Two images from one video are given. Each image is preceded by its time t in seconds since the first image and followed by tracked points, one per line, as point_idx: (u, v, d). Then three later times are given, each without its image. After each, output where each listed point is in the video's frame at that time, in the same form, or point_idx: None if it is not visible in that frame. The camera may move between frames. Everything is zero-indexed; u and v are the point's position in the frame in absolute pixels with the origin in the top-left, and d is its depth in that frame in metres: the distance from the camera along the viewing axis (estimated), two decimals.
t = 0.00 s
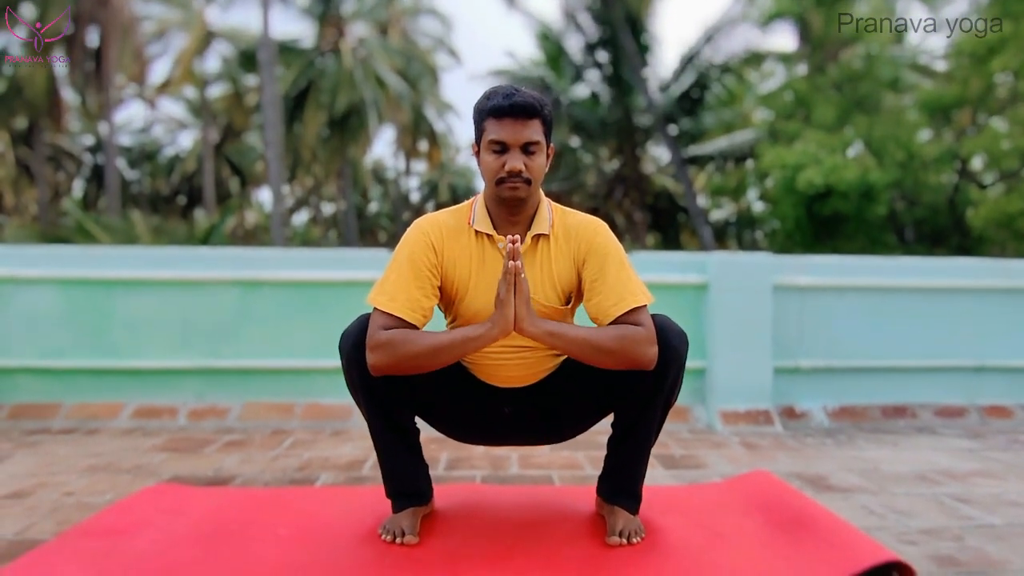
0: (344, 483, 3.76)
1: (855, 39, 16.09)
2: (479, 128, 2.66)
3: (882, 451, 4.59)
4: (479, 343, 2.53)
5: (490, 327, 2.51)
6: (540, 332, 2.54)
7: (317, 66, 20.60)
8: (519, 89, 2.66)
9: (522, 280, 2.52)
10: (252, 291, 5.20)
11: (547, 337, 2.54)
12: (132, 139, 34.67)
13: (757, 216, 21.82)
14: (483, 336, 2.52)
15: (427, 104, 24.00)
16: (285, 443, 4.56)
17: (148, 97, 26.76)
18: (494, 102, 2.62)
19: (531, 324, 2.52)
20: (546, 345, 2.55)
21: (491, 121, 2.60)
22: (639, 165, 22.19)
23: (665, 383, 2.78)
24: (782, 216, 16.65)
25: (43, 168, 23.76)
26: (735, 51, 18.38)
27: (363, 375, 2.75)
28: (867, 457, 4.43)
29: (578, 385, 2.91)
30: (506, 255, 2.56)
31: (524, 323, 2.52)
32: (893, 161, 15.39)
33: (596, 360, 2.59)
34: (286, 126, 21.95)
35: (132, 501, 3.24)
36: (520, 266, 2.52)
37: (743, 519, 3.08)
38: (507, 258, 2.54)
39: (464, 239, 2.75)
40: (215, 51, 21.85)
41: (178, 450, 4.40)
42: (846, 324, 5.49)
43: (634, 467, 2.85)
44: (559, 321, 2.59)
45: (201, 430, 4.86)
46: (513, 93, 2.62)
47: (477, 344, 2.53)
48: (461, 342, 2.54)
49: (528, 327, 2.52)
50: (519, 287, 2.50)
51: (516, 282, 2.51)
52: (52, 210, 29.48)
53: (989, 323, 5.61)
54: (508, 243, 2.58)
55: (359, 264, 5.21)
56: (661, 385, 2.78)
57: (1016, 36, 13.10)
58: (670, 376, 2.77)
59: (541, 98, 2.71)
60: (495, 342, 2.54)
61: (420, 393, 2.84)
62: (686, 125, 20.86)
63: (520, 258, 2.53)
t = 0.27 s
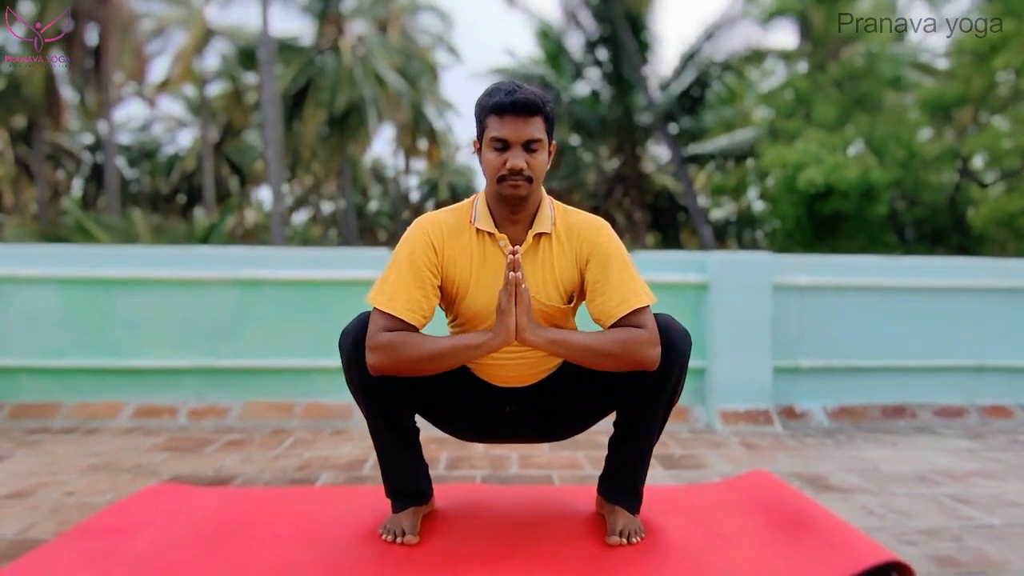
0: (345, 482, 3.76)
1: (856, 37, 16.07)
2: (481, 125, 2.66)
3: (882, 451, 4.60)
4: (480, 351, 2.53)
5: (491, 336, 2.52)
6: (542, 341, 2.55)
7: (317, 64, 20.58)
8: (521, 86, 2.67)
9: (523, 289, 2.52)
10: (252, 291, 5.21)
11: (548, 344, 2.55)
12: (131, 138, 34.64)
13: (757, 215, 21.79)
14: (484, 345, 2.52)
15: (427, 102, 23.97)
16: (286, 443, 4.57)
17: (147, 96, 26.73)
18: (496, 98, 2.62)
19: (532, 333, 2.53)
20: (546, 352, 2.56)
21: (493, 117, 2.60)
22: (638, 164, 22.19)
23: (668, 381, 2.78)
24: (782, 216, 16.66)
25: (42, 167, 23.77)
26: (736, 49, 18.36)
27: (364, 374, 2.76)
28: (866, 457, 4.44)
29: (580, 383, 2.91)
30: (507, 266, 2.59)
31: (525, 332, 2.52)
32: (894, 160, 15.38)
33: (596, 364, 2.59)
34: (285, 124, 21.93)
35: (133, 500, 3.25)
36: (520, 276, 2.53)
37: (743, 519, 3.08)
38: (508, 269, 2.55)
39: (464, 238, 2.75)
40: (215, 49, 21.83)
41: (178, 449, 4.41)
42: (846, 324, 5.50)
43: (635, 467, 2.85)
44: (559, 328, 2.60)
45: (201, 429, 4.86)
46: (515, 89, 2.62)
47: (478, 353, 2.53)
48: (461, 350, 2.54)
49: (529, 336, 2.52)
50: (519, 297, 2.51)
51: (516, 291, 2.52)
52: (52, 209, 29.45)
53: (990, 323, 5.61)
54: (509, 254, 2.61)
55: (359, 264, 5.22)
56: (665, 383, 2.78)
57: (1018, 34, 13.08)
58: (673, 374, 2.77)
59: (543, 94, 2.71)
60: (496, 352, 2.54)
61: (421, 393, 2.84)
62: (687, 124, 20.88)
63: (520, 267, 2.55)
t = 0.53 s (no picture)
0: (345, 479, 3.78)
1: (857, 34, 16.01)
2: (483, 120, 2.67)
3: (881, 449, 4.60)
4: (480, 356, 2.55)
5: (492, 343, 2.53)
6: (542, 347, 2.56)
7: (317, 61, 20.58)
8: (524, 81, 2.68)
9: (523, 298, 2.54)
10: (253, 289, 5.23)
11: (548, 350, 2.57)
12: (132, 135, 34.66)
13: (758, 213, 21.74)
14: (484, 351, 2.54)
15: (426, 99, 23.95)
16: (286, 440, 4.59)
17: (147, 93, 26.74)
18: (498, 93, 2.63)
19: (533, 340, 2.54)
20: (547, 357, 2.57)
21: (495, 112, 2.61)
22: (639, 161, 22.15)
23: (672, 379, 2.79)
24: (782, 214, 16.64)
25: (42, 164, 23.78)
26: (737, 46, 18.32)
27: (364, 371, 2.77)
28: (866, 455, 4.44)
29: (582, 380, 2.92)
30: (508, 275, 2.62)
31: (526, 339, 2.54)
32: (896, 158, 15.34)
33: (597, 366, 2.61)
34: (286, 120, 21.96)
35: (136, 496, 3.28)
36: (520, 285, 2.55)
37: (742, 516, 3.10)
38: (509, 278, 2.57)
39: (465, 235, 2.76)
40: (214, 46, 21.83)
41: (179, 447, 4.43)
42: (846, 322, 5.50)
43: (636, 465, 2.86)
44: (560, 334, 2.61)
45: (203, 426, 4.89)
46: (517, 84, 2.63)
47: (478, 359, 2.55)
48: (461, 355, 2.56)
49: (529, 343, 2.54)
50: (520, 305, 2.53)
51: (516, 299, 2.53)
52: (52, 206, 29.48)
53: (991, 321, 5.61)
54: (509, 260, 2.67)
55: (358, 262, 5.24)
56: (669, 380, 2.79)
57: (1020, 31, 13.05)
58: (677, 372, 2.78)
59: (545, 90, 2.72)
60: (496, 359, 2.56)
61: (421, 390, 2.85)
62: (688, 121, 20.80)
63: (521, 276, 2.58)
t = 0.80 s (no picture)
0: (347, 469, 3.78)
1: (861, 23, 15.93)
2: (486, 108, 2.66)
3: (882, 439, 4.61)
4: (483, 352, 2.55)
5: (495, 340, 2.54)
6: (544, 344, 2.57)
7: (318, 50, 20.52)
8: (527, 69, 2.66)
9: (525, 296, 2.54)
10: (254, 280, 5.22)
11: (550, 346, 2.57)
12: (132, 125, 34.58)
13: (760, 203, 21.68)
14: (487, 347, 2.55)
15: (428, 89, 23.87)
16: (288, 430, 4.60)
17: (148, 82, 26.68)
18: (501, 81, 2.62)
19: (534, 337, 2.55)
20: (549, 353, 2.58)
21: (498, 100, 2.60)
22: (641, 151, 22.09)
23: (676, 369, 2.79)
24: (785, 204, 16.60)
25: (43, 153, 23.76)
26: (740, 34, 18.24)
27: (366, 361, 2.77)
28: (867, 446, 4.44)
29: (586, 370, 2.92)
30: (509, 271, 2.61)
31: (528, 335, 2.55)
32: (900, 148, 15.29)
33: (600, 359, 2.61)
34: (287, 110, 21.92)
35: (139, 486, 3.29)
36: (522, 283, 2.54)
37: (744, 507, 3.09)
38: (511, 275, 2.57)
39: (468, 225, 2.75)
40: (215, 35, 21.76)
41: (181, 436, 4.44)
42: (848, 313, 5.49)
43: (639, 455, 2.87)
44: (561, 330, 2.61)
45: (205, 417, 4.90)
46: (520, 72, 2.62)
47: (481, 355, 2.55)
48: (464, 351, 2.56)
49: (531, 340, 2.55)
50: (521, 302, 2.53)
51: (518, 297, 2.53)
52: (52, 195, 29.47)
53: (993, 312, 5.60)
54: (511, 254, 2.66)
55: (359, 252, 5.23)
56: (673, 370, 2.79)
57: None
58: (681, 362, 2.78)
59: (549, 78, 2.71)
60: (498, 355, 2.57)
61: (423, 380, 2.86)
62: (691, 111, 20.76)
63: (521, 273, 2.56)
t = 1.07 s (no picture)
0: (349, 456, 3.79)
1: (864, 8, 15.83)
2: (488, 93, 2.65)
3: (882, 426, 4.62)
4: (485, 341, 2.56)
5: (498, 329, 2.55)
6: (546, 333, 2.57)
7: (318, 36, 20.43)
8: (528, 55, 2.65)
9: (527, 286, 2.54)
10: (255, 267, 5.22)
11: (552, 336, 2.58)
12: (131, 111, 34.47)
13: (762, 190, 21.62)
14: (489, 336, 2.55)
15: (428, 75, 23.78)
16: (290, 416, 4.61)
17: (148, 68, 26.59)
18: (503, 66, 2.60)
19: (536, 327, 2.56)
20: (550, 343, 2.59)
21: (500, 85, 2.59)
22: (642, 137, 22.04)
23: (679, 356, 2.79)
24: (786, 190, 16.57)
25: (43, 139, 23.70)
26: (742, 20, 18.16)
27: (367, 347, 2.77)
28: (867, 433, 4.45)
29: (589, 357, 2.92)
30: (510, 261, 2.61)
31: (529, 325, 2.55)
32: (902, 135, 15.24)
33: (602, 348, 2.62)
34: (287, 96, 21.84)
35: (140, 472, 3.30)
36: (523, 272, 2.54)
37: (745, 493, 3.10)
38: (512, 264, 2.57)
39: (470, 212, 2.74)
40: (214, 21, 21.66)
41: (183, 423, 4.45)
42: (849, 300, 5.48)
43: (641, 441, 2.88)
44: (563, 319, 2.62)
45: (206, 403, 4.91)
46: (522, 57, 2.61)
47: (483, 344, 2.56)
48: (466, 340, 2.57)
49: (533, 330, 2.55)
50: (523, 292, 2.53)
51: (519, 286, 2.54)
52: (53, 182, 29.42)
53: (994, 300, 5.59)
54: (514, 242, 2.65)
55: (360, 239, 5.23)
56: (676, 357, 2.79)
57: None
58: (684, 349, 2.78)
59: (551, 64, 2.69)
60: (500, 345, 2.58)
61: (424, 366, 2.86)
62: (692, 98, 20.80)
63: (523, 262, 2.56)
